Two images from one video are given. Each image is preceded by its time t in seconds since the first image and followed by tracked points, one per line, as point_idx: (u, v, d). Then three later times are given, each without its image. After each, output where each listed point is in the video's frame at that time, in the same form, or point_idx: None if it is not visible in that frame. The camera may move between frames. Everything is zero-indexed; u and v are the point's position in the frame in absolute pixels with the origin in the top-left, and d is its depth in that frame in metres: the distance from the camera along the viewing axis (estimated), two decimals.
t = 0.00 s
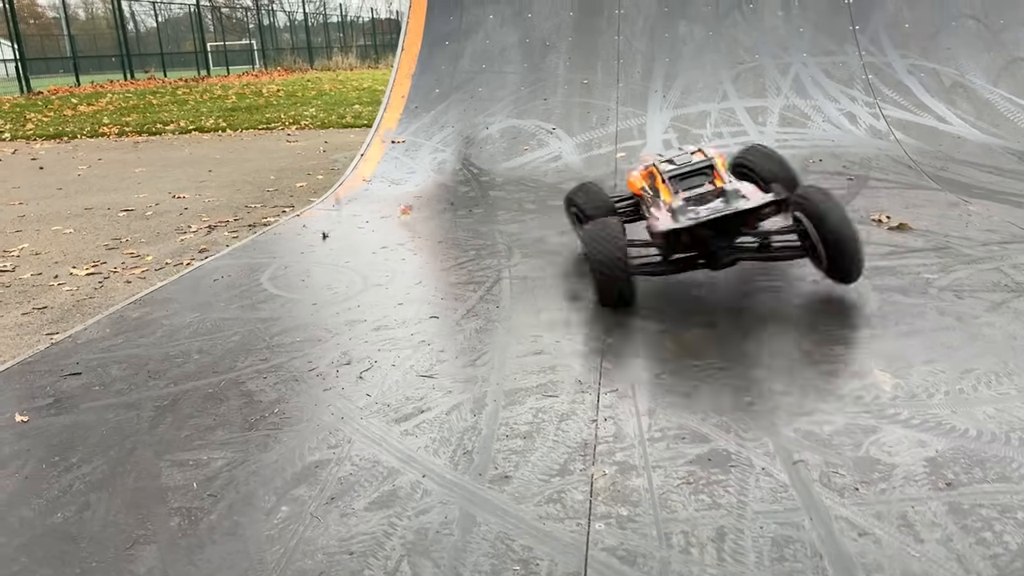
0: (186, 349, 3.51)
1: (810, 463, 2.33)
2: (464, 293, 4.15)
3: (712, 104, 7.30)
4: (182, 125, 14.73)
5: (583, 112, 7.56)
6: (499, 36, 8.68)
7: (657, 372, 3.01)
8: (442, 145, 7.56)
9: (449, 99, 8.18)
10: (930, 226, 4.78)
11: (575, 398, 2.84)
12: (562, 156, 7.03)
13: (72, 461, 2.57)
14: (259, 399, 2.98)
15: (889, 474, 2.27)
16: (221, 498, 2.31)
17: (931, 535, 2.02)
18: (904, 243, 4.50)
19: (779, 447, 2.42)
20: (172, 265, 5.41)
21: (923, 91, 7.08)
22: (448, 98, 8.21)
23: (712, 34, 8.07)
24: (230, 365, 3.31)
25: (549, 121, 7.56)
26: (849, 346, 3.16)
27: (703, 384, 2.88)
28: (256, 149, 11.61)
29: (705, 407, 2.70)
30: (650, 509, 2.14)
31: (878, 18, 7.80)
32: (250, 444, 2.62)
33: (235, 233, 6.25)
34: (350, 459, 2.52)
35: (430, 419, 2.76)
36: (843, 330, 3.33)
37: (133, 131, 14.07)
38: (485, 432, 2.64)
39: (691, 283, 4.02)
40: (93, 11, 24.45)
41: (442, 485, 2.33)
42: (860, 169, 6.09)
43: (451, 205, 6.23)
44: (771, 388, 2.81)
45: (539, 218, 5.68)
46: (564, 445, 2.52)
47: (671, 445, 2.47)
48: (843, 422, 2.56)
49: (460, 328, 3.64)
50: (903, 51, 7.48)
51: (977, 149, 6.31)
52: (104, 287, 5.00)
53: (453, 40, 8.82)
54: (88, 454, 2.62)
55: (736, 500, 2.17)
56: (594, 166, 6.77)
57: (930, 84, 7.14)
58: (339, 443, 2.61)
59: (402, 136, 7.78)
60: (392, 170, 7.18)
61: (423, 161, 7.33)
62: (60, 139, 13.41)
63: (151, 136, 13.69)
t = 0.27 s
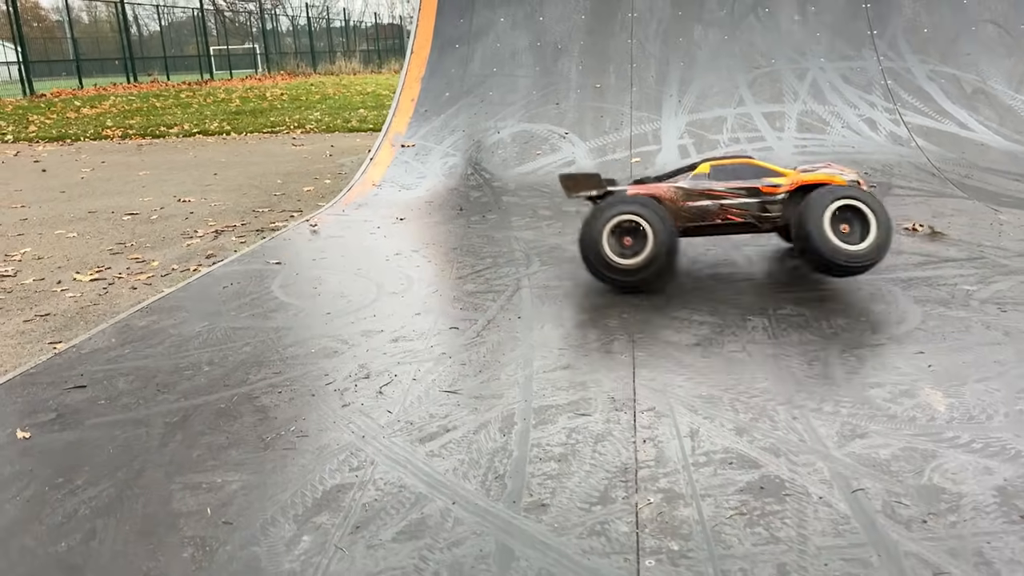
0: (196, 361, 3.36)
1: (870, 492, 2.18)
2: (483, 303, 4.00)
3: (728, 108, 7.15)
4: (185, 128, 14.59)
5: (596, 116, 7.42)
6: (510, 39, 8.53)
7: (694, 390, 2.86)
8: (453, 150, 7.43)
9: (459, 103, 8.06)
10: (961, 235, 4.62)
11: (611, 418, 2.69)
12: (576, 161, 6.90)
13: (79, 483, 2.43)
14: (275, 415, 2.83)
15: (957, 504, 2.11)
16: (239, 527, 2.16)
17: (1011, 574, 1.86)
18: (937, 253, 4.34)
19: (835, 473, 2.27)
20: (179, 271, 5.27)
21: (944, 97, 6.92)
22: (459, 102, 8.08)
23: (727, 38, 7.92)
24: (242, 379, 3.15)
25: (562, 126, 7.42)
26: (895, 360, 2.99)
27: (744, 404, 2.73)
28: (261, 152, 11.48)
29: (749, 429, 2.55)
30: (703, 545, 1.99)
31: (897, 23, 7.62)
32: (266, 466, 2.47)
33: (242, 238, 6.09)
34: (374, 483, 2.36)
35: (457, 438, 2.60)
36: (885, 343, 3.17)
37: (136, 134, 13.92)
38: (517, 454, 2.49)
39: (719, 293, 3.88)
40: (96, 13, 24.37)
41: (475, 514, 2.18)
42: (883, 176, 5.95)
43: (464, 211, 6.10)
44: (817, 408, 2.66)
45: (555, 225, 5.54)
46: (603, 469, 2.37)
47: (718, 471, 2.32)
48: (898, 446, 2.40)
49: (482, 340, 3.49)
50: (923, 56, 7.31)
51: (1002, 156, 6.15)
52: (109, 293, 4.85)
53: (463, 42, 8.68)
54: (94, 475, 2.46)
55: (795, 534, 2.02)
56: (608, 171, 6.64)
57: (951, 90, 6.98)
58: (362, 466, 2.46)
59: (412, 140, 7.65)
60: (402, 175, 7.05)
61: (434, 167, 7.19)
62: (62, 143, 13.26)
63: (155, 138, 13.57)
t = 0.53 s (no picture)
0: (149, 352, 3.05)
1: (902, 489, 1.91)
2: (467, 292, 3.71)
3: (723, 99, 6.91)
4: (169, 128, 14.27)
5: (588, 108, 7.16)
6: (498, 29, 8.25)
7: (696, 379, 2.59)
8: (439, 141, 7.15)
9: (446, 95, 7.79)
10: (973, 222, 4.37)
11: (604, 409, 2.42)
12: (567, 153, 6.63)
13: None
14: (230, 408, 2.54)
15: (1004, 504, 1.83)
16: (177, 534, 1.87)
17: None
18: (949, 240, 4.04)
19: (860, 470, 1.99)
20: (145, 263, 4.95)
21: (946, 87, 6.65)
22: (445, 94, 7.80)
23: (722, 28, 7.59)
24: (197, 370, 2.85)
25: (552, 117, 7.15)
26: (915, 347, 2.69)
27: (753, 394, 2.45)
28: (244, 150, 11.17)
29: (759, 421, 2.28)
30: (714, 552, 1.71)
31: (895, 11, 7.28)
32: (215, 464, 2.18)
33: (216, 230, 5.79)
34: (336, 482, 2.07)
35: (432, 433, 2.32)
36: (902, 330, 2.87)
37: (119, 133, 13.61)
38: (499, 449, 2.20)
39: (720, 280, 3.62)
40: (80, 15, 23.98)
41: (451, 517, 1.89)
42: (886, 167, 5.69)
43: (450, 202, 5.82)
44: (834, 398, 2.38)
45: (545, 215, 5.26)
46: (597, 465, 2.09)
47: (728, 468, 2.05)
48: (927, 440, 2.11)
49: (464, 329, 3.20)
50: (922, 45, 7.01)
51: (1008, 148, 5.93)
52: (67, 285, 4.53)
53: (450, 33, 8.40)
54: (17, 475, 2.15)
55: (820, 538, 1.75)
56: (601, 163, 6.38)
57: (952, 79, 6.71)
58: (324, 463, 2.16)
59: (396, 132, 7.36)
60: (385, 166, 6.77)
61: (419, 158, 6.91)
62: (41, 141, 12.93)
63: (137, 138, 13.24)
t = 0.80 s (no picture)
0: None
1: (862, 525, 1.55)
2: (378, 293, 3.28)
3: (671, 96, 6.61)
4: (103, 129, 13.53)
5: (531, 104, 6.80)
6: (439, 23, 7.86)
7: (624, 390, 2.21)
8: (374, 137, 6.70)
9: (384, 89, 7.35)
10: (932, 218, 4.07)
11: (512, 426, 2.02)
12: (508, 150, 6.24)
13: None
14: (56, 432, 2.07)
15: (984, 544, 1.48)
16: None
17: None
18: (906, 235, 3.71)
19: (811, 500, 1.63)
20: (28, 264, 4.41)
21: (898, 84, 6.41)
22: (383, 88, 7.37)
23: (670, 24, 7.31)
24: (34, 385, 2.38)
25: (494, 113, 6.77)
26: (871, 351, 2.34)
27: (688, 407, 2.08)
28: (177, 151, 10.56)
29: (694, 440, 1.90)
30: None
31: (846, 8, 7.11)
32: (13, 508, 1.72)
33: (120, 229, 5.26)
34: (161, 530, 1.64)
35: (298, 461, 1.89)
36: (857, 331, 2.51)
37: (47, 135, 12.83)
38: (376, 481, 1.79)
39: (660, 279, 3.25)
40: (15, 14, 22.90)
41: None
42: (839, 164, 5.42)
43: (380, 200, 5.38)
44: (782, 409, 2.02)
45: (480, 212, 4.86)
46: (492, 500, 1.69)
47: (651, 501, 1.66)
48: (888, 463, 1.74)
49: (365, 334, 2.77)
50: (873, 42, 6.81)
51: (961, 144, 5.65)
52: None
53: (389, 27, 7.98)
54: None
55: None
56: (544, 160, 6.01)
57: (903, 76, 6.48)
58: (152, 504, 1.73)
59: (329, 127, 6.90)
60: (314, 162, 6.30)
61: (352, 154, 6.46)
62: None
63: (67, 139, 12.50)
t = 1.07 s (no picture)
0: None
1: None
2: (221, 326, 2.81)
3: (578, 108, 6.36)
4: None
5: (433, 114, 6.41)
6: (337, 29, 7.41)
7: (480, 449, 1.82)
8: (261, 147, 6.17)
9: (275, 97, 6.83)
10: (840, 233, 3.87)
11: (331, 509, 1.61)
12: (406, 162, 5.81)
13: None
14: None
15: None
16: None
17: None
18: (810, 253, 3.48)
19: None
20: None
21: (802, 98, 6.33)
22: (274, 95, 6.85)
23: (577, 34, 7.08)
24: None
25: (394, 124, 6.35)
26: (768, 393, 2.03)
27: (553, 471, 1.71)
28: (57, 164, 9.68)
29: (550, 520, 1.53)
30: None
31: (752, 22, 7.06)
32: None
33: None
34: None
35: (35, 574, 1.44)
36: (754, 367, 2.21)
37: None
38: None
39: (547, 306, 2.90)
40: None
41: None
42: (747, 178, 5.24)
43: (258, 216, 4.87)
44: (661, 473, 1.67)
45: (366, 230, 4.42)
46: None
47: None
48: (781, 546, 1.41)
49: (187, 382, 2.31)
50: (780, 55, 6.75)
51: (865, 158, 5.53)
52: None
53: (284, 32, 7.48)
54: None
55: None
56: (444, 173, 5.61)
57: (809, 90, 6.40)
58: None
59: (212, 137, 6.33)
60: (192, 174, 5.73)
61: (235, 165, 5.91)
62: None
63: None
